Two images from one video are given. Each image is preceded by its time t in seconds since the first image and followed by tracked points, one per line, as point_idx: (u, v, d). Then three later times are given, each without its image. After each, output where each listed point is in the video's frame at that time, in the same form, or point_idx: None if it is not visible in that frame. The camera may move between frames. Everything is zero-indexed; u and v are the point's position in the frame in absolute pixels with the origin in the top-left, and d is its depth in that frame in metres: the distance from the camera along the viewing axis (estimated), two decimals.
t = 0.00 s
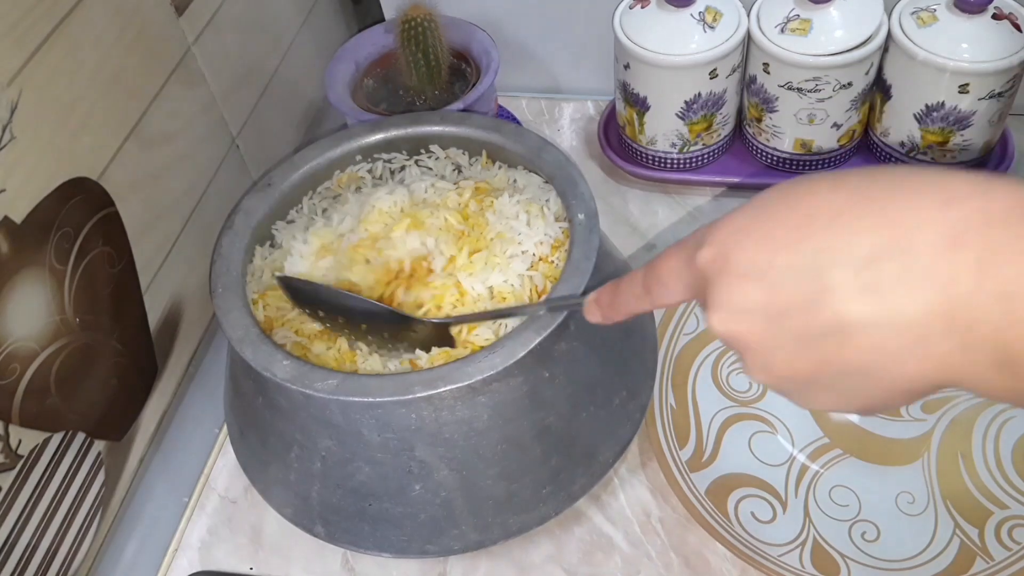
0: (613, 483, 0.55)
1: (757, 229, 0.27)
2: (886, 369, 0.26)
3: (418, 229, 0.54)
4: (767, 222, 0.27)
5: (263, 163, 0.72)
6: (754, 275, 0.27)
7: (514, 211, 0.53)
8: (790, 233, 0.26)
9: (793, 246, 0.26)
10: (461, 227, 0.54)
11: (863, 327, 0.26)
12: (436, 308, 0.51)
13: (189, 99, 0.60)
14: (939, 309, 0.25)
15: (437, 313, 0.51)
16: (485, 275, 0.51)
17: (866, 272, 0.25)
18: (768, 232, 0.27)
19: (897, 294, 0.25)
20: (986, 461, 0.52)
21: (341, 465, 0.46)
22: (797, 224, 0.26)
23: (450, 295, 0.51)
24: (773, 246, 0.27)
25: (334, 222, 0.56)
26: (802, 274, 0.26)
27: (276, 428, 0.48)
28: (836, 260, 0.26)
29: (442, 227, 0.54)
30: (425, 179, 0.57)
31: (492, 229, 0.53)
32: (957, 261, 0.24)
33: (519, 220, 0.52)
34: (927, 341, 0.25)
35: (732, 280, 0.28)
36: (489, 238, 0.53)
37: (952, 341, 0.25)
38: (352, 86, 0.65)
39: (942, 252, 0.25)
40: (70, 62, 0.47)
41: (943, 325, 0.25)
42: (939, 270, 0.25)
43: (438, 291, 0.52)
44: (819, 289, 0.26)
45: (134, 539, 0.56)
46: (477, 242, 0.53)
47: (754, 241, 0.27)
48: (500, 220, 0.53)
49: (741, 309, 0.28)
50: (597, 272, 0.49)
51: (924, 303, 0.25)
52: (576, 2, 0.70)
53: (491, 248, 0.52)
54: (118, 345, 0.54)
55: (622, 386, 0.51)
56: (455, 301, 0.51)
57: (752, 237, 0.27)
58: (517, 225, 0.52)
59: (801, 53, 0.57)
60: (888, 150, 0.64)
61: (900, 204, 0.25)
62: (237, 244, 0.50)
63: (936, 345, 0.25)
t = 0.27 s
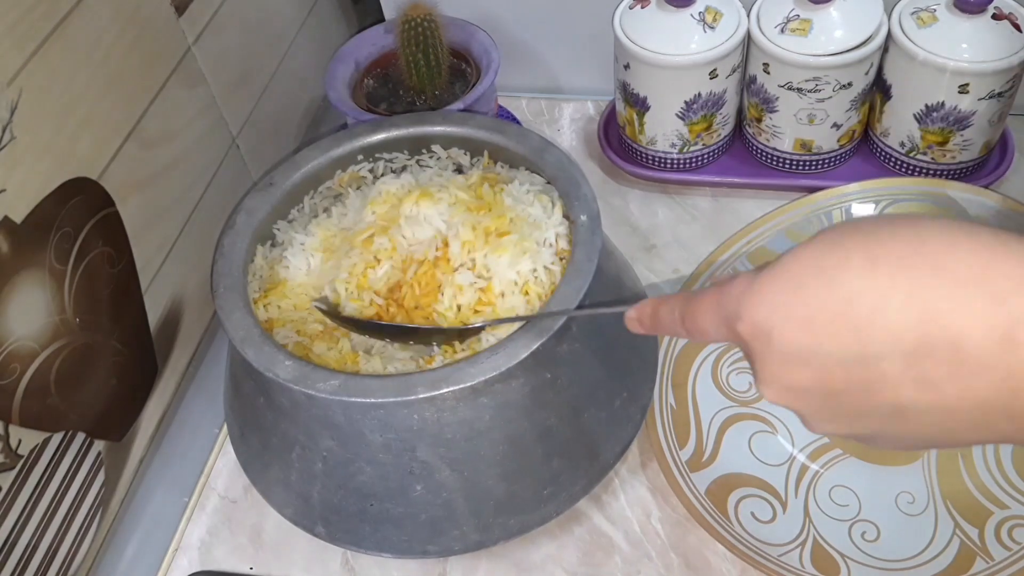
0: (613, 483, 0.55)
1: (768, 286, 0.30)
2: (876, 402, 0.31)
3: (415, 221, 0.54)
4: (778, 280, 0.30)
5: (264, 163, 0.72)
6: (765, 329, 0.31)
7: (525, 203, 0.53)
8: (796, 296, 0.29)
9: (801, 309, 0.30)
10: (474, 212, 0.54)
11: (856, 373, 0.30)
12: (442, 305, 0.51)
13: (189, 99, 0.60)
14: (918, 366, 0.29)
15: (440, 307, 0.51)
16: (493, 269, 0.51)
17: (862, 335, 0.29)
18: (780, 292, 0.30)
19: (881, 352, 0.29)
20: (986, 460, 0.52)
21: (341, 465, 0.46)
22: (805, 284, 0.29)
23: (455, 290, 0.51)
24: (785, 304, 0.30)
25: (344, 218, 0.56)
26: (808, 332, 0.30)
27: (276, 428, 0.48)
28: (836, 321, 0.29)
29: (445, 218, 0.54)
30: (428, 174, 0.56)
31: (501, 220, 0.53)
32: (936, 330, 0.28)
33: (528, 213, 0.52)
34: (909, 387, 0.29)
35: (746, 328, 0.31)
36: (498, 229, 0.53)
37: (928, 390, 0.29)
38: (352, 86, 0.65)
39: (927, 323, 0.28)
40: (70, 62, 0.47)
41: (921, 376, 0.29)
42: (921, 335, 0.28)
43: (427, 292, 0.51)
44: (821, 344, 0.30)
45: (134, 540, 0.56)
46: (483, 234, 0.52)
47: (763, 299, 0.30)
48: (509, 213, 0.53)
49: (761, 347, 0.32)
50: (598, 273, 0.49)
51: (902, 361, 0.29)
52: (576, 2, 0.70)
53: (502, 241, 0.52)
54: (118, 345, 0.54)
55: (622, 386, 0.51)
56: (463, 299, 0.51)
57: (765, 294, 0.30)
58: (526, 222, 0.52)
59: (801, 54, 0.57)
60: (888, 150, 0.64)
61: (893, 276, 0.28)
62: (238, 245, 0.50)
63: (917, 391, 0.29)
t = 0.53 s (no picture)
0: (613, 483, 0.55)
1: (751, 304, 0.31)
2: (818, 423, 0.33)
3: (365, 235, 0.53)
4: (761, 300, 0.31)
5: (264, 163, 0.72)
6: (742, 346, 0.32)
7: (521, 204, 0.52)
8: (779, 319, 0.30)
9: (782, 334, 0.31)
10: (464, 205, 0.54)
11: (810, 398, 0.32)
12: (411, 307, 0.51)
13: (189, 100, 0.60)
14: (880, 399, 0.31)
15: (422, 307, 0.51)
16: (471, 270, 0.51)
17: (834, 365, 0.30)
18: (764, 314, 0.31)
19: (845, 386, 0.31)
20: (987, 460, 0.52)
21: (341, 465, 0.46)
22: (791, 309, 0.30)
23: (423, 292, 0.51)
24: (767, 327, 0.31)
25: (330, 205, 0.55)
26: (783, 355, 0.31)
27: (276, 428, 0.48)
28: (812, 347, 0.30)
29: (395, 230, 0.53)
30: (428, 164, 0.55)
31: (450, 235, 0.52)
32: (902, 372, 0.30)
33: (521, 217, 0.52)
34: (861, 414, 0.31)
35: (720, 341, 0.32)
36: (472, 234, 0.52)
37: (878, 421, 0.31)
38: (352, 86, 0.65)
39: (901, 367, 0.30)
40: (70, 63, 0.47)
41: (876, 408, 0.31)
42: (888, 374, 0.30)
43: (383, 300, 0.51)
44: (792, 367, 0.31)
45: (134, 540, 0.56)
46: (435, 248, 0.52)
47: (746, 316, 0.31)
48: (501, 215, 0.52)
49: (733, 363, 0.32)
50: (597, 273, 0.49)
51: (867, 395, 0.31)
52: (575, 2, 0.70)
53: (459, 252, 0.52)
54: (118, 345, 0.54)
55: (622, 386, 0.51)
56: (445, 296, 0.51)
57: (752, 313, 0.31)
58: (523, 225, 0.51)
59: (801, 54, 0.57)
60: (888, 150, 0.64)
61: (871, 316, 0.30)
62: (237, 245, 0.50)
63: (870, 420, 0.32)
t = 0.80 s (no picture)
0: (613, 484, 0.55)
1: (787, 358, 0.31)
2: (851, 466, 0.33)
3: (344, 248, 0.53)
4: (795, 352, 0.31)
5: (264, 163, 0.72)
6: (778, 395, 0.32)
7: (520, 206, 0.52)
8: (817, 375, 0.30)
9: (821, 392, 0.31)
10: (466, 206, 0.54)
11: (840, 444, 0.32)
12: (409, 321, 0.50)
13: (189, 100, 0.60)
14: (914, 452, 0.31)
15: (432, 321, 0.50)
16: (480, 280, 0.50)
17: (867, 421, 0.31)
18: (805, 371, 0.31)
19: (879, 438, 0.31)
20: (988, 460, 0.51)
21: (341, 465, 0.46)
22: (830, 365, 0.30)
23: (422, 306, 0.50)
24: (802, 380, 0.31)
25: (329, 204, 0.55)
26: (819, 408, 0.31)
27: (276, 428, 0.48)
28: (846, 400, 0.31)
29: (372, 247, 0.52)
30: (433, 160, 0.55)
31: (426, 246, 0.51)
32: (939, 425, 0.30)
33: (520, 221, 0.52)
34: (891, 462, 0.32)
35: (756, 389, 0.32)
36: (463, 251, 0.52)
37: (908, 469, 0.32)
38: (352, 86, 0.65)
39: (939, 423, 0.30)
40: (70, 62, 0.47)
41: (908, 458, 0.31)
42: (923, 429, 0.30)
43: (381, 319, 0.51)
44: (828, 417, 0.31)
45: (134, 540, 0.56)
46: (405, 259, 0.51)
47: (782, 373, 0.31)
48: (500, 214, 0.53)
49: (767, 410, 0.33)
50: (597, 274, 0.49)
51: (901, 447, 0.31)
52: (575, 2, 0.70)
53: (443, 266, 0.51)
54: (118, 345, 0.54)
55: (622, 386, 0.51)
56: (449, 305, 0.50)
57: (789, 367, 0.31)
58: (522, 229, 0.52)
59: (801, 54, 0.57)
60: (888, 150, 0.64)
61: (907, 374, 0.30)
62: (238, 245, 0.50)
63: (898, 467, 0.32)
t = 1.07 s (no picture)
0: (613, 483, 0.55)
1: (804, 358, 0.32)
2: (857, 479, 0.34)
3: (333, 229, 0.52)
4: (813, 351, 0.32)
5: (264, 163, 0.72)
6: (789, 396, 0.32)
7: (518, 205, 0.53)
8: (834, 375, 0.31)
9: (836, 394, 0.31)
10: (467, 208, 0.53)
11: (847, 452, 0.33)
12: (392, 310, 0.49)
13: (189, 99, 0.60)
14: (927, 466, 0.31)
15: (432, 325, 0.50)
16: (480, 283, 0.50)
17: (881, 428, 0.31)
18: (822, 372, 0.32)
19: (890, 447, 0.32)
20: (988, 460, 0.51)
21: (341, 465, 0.46)
22: (849, 366, 0.31)
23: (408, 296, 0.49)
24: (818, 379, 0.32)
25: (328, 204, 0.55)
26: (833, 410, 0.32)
27: (276, 428, 0.48)
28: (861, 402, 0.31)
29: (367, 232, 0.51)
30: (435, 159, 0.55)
31: (421, 231, 0.50)
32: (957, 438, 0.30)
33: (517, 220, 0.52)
34: (901, 476, 0.32)
35: (767, 389, 0.33)
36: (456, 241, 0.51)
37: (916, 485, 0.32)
38: (352, 86, 0.65)
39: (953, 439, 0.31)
40: (70, 62, 0.47)
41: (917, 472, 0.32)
42: (939, 440, 0.31)
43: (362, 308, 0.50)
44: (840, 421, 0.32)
45: (134, 540, 0.56)
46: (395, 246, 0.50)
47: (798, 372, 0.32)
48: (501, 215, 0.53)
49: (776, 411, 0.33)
50: (597, 274, 0.49)
51: (914, 460, 0.31)
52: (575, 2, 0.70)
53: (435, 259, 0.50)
54: (118, 344, 0.54)
55: (622, 386, 0.51)
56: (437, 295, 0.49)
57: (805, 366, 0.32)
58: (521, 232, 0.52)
59: (801, 54, 0.57)
60: (888, 150, 0.64)
61: (927, 381, 0.30)
62: (238, 245, 0.50)
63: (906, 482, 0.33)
